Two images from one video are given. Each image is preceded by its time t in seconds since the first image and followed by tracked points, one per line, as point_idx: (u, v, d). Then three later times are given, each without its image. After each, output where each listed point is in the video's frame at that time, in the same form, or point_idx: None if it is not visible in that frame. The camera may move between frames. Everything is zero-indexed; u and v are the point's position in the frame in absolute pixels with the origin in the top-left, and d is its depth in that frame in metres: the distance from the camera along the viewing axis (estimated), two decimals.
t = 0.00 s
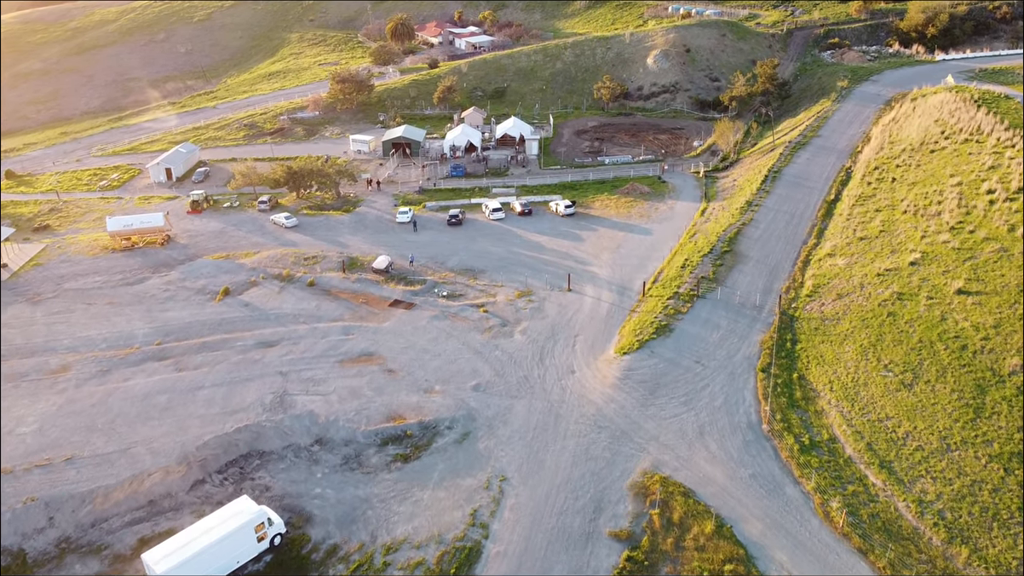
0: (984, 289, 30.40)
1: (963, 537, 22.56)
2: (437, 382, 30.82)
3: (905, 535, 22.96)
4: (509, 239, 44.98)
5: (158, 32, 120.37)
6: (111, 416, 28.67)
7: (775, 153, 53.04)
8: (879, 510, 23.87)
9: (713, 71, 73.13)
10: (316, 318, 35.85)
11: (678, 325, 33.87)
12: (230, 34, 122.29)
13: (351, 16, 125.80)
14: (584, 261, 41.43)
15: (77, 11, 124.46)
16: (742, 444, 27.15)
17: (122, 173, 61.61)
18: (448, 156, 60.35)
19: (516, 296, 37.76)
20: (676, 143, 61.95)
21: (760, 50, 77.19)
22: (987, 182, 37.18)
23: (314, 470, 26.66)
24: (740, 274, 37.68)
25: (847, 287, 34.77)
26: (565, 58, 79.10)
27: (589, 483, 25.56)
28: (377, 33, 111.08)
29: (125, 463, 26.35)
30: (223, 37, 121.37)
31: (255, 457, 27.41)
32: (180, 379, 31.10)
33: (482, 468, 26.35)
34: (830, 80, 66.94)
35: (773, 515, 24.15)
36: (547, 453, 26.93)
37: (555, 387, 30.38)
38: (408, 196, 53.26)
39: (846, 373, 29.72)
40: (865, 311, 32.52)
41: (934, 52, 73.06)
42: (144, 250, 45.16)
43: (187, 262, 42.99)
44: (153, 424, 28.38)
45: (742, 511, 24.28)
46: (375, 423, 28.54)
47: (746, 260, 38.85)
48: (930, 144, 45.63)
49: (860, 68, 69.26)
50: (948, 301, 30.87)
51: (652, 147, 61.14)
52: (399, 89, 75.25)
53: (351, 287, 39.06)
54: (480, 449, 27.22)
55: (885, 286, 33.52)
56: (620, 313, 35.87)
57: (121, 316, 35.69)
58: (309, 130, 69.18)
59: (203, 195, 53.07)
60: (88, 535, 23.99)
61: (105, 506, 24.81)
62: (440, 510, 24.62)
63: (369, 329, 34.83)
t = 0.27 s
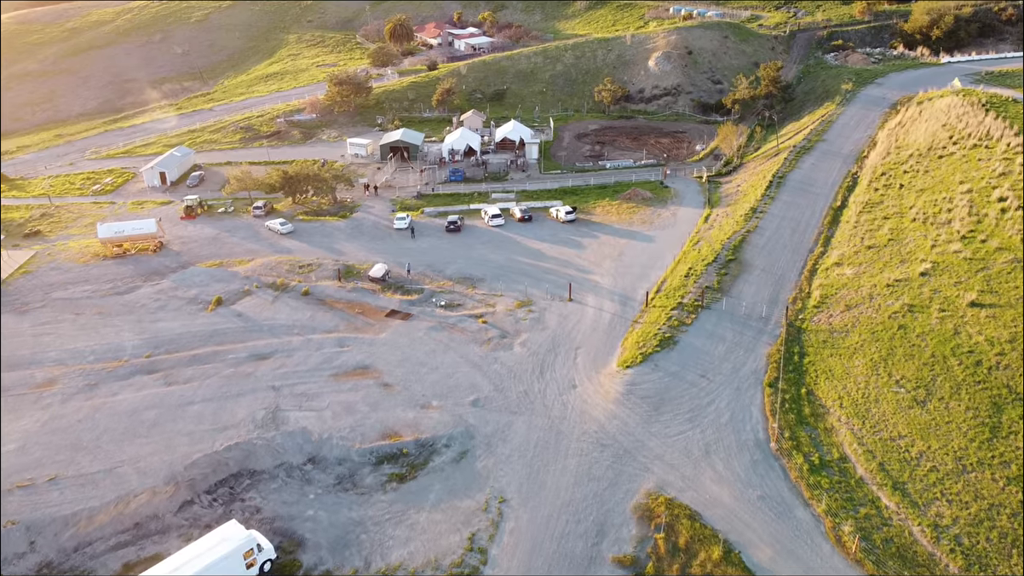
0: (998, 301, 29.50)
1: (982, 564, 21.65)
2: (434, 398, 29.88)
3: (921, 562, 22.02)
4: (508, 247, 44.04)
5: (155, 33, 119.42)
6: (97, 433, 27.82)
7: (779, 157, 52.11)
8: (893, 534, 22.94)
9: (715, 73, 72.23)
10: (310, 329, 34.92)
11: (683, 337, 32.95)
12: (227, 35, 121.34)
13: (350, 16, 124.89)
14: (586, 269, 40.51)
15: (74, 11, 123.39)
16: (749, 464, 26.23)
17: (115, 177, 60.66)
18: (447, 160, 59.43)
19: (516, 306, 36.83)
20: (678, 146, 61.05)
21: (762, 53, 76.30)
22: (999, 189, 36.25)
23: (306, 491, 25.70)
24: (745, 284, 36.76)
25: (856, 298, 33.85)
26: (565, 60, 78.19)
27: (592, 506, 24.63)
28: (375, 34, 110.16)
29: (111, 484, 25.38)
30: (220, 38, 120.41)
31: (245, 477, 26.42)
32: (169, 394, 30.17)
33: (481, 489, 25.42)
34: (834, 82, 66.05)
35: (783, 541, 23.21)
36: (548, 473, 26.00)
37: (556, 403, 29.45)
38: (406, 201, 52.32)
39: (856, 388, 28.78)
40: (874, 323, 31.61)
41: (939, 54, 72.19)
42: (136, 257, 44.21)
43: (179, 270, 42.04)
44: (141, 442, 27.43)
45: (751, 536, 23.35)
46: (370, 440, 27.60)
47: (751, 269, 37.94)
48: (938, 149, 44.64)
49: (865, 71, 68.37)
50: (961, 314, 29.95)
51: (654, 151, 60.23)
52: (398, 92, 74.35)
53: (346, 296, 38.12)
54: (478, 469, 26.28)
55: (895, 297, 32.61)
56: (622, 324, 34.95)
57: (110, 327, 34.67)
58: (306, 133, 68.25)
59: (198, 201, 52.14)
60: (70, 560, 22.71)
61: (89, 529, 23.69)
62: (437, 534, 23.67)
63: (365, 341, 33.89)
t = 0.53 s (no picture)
0: (1014, 315, 28.61)
1: None
2: (431, 414, 28.96)
3: None
4: (508, 254, 43.12)
5: (152, 34, 118.41)
6: (82, 451, 26.57)
7: (783, 163, 51.20)
8: (909, 561, 22.05)
9: (717, 76, 71.35)
10: (304, 341, 33.98)
11: (687, 350, 32.03)
12: (225, 36, 120.34)
13: (348, 17, 123.92)
14: (587, 278, 39.60)
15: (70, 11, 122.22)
16: (758, 485, 25.33)
17: (109, 182, 59.65)
18: (445, 164, 58.50)
19: (515, 317, 35.92)
20: (680, 151, 60.16)
21: (765, 55, 75.42)
22: (1011, 197, 35.35)
23: (298, 513, 24.77)
24: (751, 295, 35.86)
25: (865, 310, 32.95)
26: (566, 62, 77.25)
27: (595, 530, 23.72)
28: (374, 35, 109.20)
29: (95, 506, 24.29)
30: (218, 39, 119.36)
31: (236, 498, 25.49)
32: (158, 410, 29.22)
33: (480, 512, 24.50)
34: (839, 86, 65.18)
35: (793, 567, 22.31)
36: (549, 495, 25.07)
37: (557, 420, 28.54)
38: (404, 207, 51.39)
39: (867, 405, 27.88)
40: (885, 337, 30.72)
41: (944, 57, 71.32)
42: (128, 265, 43.24)
43: (171, 279, 41.08)
44: (127, 461, 26.45)
45: (760, 562, 22.46)
46: (365, 460, 26.66)
47: (757, 279, 37.03)
48: (947, 154, 43.66)
49: (869, 74, 67.49)
50: (975, 327, 29.06)
51: (656, 155, 59.33)
52: (396, 94, 73.39)
53: (342, 306, 37.19)
54: (477, 491, 25.36)
55: (906, 309, 31.70)
56: (625, 337, 34.05)
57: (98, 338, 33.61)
58: (303, 137, 67.29)
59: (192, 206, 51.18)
60: None
61: (71, 555, 22.52)
62: (434, 560, 22.75)
63: (360, 353, 32.95)
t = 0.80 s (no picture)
0: None
1: None
2: (429, 432, 28.04)
3: None
4: (508, 263, 42.21)
5: (148, 35, 117.48)
6: (67, 472, 25.19)
7: (788, 168, 50.29)
8: None
9: (720, 79, 70.45)
10: (298, 354, 33.04)
11: (692, 365, 31.11)
12: (222, 37, 119.38)
13: (347, 18, 122.96)
14: (589, 288, 38.69)
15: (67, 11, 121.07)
16: (767, 508, 24.39)
17: (102, 186, 58.68)
18: (444, 169, 57.58)
19: (515, 328, 35.00)
20: (683, 155, 59.27)
21: (768, 57, 74.53)
22: None
23: (289, 538, 23.82)
24: (757, 306, 34.95)
25: (875, 322, 32.04)
26: (566, 65, 76.32)
27: (598, 555, 22.80)
28: (372, 36, 108.26)
29: (80, 530, 22.79)
30: (215, 40, 118.39)
31: (225, 520, 24.54)
32: (147, 428, 28.25)
33: (478, 536, 23.57)
34: (843, 89, 64.30)
35: None
36: (551, 518, 24.14)
37: (558, 438, 27.61)
38: (401, 213, 50.47)
39: (879, 423, 26.97)
40: (896, 351, 29.81)
41: (949, 60, 70.43)
42: (119, 274, 42.29)
43: (164, 288, 40.13)
44: (113, 482, 25.38)
45: None
46: (359, 480, 25.73)
47: (763, 290, 36.11)
48: (955, 160, 42.67)
49: (874, 77, 66.61)
50: (989, 342, 28.15)
51: (658, 160, 58.44)
52: (394, 97, 72.46)
53: (338, 317, 36.25)
54: (475, 514, 24.42)
55: (917, 322, 30.79)
56: (628, 349, 33.14)
57: (86, 350, 32.53)
58: (300, 140, 66.37)
59: (186, 212, 50.26)
60: None
61: None
62: None
63: (356, 367, 32.01)
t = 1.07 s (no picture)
0: None
1: None
2: (426, 451, 27.12)
3: None
4: (507, 271, 41.31)
5: (145, 36, 116.53)
6: (50, 494, 24.69)
7: (793, 173, 49.40)
8: None
9: (722, 82, 69.56)
10: (291, 367, 32.11)
11: (697, 379, 30.22)
12: (219, 38, 118.45)
13: (345, 19, 122.00)
14: (590, 298, 37.78)
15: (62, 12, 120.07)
16: (776, 532, 23.48)
17: (95, 191, 57.74)
18: (442, 174, 56.67)
19: (515, 340, 34.09)
20: (685, 159, 58.37)
21: (770, 60, 73.64)
22: None
23: (280, 564, 22.91)
24: (763, 317, 34.06)
25: (885, 334, 31.15)
26: (566, 67, 75.44)
27: None
28: (371, 38, 107.32)
29: (60, 558, 22.26)
30: (212, 41, 117.45)
31: (214, 545, 23.63)
32: (134, 446, 27.35)
33: (476, 562, 22.64)
34: (847, 92, 63.43)
35: None
36: (552, 543, 23.23)
37: (560, 457, 26.71)
38: (399, 219, 49.54)
39: (891, 441, 26.08)
40: (907, 366, 28.91)
41: (955, 62, 69.55)
42: (110, 282, 41.38)
43: (155, 297, 39.20)
44: (98, 505, 24.55)
45: None
46: (353, 502, 24.79)
47: (769, 300, 35.22)
48: (964, 166, 41.64)
49: (878, 79, 65.73)
50: (1005, 357, 27.26)
51: (660, 164, 57.55)
52: (392, 99, 71.54)
53: (333, 328, 35.33)
54: (474, 538, 23.50)
55: (929, 335, 29.90)
56: (630, 363, 32.24)
57: (74, 364, 31.58)
58: (296, 144, 65.46)
59: (179, 218, 49.33)
60: None
61: None
62: None
63: (351, 382, 31.09)
